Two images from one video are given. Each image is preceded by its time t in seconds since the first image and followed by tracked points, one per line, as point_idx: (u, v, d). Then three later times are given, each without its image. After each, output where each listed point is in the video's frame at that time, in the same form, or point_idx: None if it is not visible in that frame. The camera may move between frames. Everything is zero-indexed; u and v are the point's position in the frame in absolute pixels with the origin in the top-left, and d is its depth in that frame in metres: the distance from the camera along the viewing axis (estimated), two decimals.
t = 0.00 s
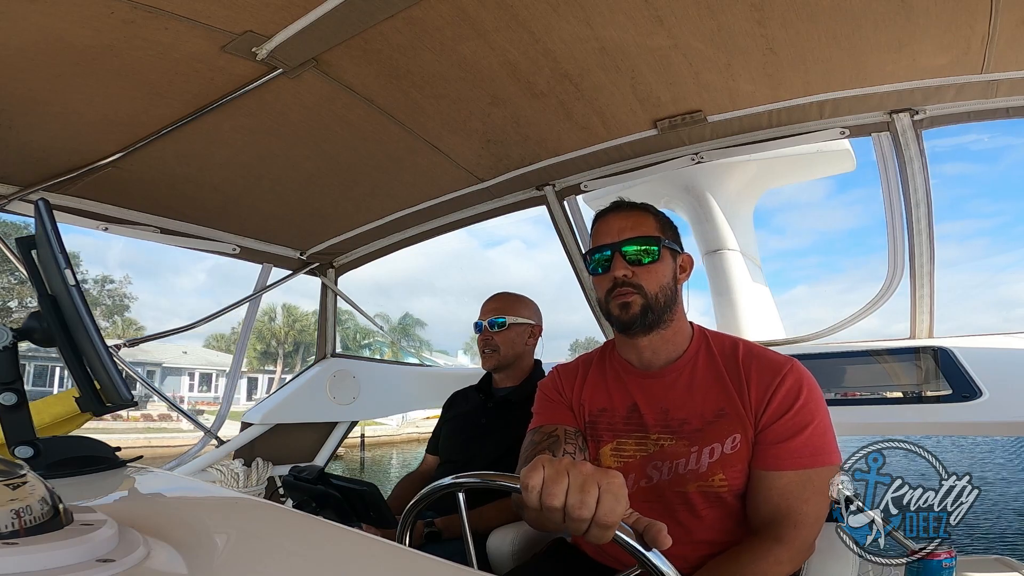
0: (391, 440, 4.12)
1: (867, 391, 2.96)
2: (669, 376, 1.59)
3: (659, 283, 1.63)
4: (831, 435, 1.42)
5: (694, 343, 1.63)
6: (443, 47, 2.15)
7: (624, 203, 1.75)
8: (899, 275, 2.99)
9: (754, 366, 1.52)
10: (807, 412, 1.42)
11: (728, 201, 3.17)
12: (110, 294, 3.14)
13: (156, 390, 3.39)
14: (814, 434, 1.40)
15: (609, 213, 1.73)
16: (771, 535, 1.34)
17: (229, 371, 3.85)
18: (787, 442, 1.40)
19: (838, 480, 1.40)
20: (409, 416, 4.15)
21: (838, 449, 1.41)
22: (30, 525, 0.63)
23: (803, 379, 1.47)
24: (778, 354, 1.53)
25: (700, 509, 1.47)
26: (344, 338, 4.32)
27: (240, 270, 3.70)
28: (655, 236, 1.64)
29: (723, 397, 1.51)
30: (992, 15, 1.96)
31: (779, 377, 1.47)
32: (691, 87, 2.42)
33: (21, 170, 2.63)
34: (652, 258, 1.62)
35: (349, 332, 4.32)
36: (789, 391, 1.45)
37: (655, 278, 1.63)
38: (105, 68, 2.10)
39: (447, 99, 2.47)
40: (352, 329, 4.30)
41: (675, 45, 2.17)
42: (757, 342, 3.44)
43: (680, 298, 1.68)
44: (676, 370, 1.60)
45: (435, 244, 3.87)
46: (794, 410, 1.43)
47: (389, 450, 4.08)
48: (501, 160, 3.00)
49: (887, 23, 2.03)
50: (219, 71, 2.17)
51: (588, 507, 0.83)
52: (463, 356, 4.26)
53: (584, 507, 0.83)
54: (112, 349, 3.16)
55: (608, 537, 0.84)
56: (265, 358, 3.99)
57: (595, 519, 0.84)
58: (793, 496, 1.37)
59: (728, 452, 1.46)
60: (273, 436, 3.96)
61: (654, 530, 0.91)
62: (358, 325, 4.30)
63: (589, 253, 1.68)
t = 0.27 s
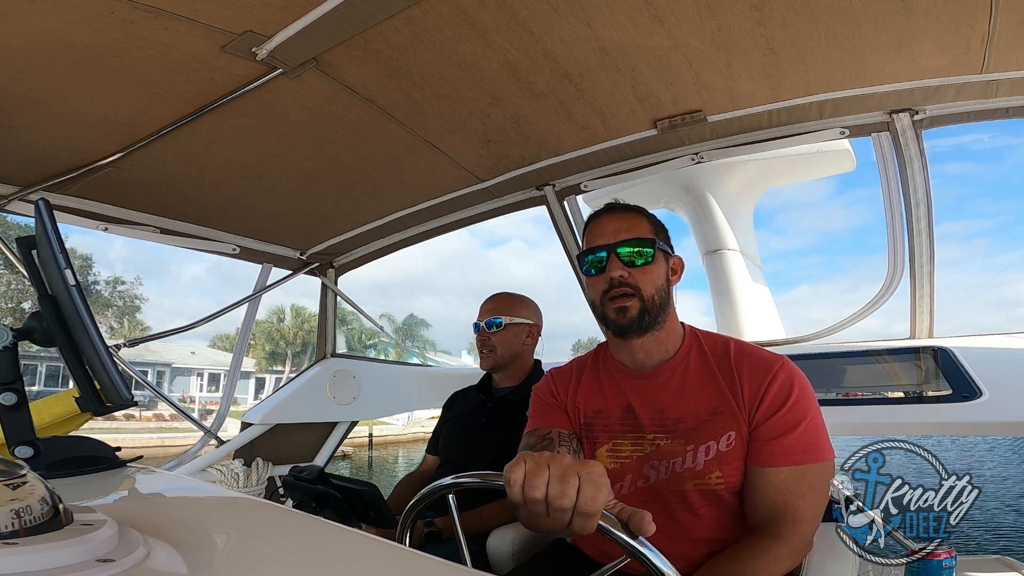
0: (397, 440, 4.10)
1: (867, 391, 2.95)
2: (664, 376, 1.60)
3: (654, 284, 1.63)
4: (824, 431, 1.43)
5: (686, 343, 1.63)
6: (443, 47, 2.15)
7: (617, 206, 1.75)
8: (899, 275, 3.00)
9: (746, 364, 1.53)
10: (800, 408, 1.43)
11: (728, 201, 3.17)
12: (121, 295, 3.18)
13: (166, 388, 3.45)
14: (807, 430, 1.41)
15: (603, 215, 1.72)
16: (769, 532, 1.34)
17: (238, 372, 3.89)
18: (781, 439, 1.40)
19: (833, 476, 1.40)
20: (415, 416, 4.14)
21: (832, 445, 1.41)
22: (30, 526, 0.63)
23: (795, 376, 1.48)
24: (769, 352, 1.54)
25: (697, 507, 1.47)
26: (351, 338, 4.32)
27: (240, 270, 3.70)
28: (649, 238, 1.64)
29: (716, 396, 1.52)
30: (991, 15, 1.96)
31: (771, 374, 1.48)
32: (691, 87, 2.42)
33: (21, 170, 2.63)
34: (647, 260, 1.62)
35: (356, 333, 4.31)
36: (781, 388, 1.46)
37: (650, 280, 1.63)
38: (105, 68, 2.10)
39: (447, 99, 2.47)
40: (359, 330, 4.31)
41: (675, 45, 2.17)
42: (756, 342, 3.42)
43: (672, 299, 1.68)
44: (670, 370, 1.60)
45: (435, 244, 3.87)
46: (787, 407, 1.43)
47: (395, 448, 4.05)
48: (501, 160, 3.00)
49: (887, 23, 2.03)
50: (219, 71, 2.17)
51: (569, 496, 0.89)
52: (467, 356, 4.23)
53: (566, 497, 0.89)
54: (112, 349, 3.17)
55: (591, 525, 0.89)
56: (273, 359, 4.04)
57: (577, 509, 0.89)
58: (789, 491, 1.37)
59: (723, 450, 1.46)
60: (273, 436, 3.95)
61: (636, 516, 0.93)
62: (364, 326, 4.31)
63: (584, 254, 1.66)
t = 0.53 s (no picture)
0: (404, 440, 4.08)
1: (867, 391, 2.96)
2: (656, 376, 1.60)
3: (644, 287, 1.62)
4: (816, 428, 1.42)
5: (677, 343, 1.63)
6: (443, 47, 2.15)
7: (606, 209, 1.74)
8: (899, 275, 3.00)
9: (737, 362, 1.53)
10: (791, 405, 1.43)
11: (728, 201, 3.17)
12: (132, 296, 3.22)
13: (175, 389, 3.50)
14: (799, 426, 1.41)
15: (592, 219, 1.72)
16: (764, 530, 1.34)
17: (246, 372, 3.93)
18: (773, 436, 1.40)
19: (827, 472, 1.40)
20: (422, 416, 4.14)
21: (824, 441, 1.41)
22: (30, 526, 0.63)
23: (785, 373, 1.48)
24: (759, 350, 1.54)
25: (692, 506, 1.47)
26: (357, 338, 4.31)
27: (240, 270, 3.70)
28: (637, 241, 1.63)
29: (708, 395, 1.52)
30: (991, 15, 1.96)
31: (761, 372, 1.48)
32: (691, 87, 2.42)
33: (21, 170, 2.63)
34: (636, 263, 1.61)
35: (364, 334, 4.31)
36: (771, 385, 1.46)
37: (639, 283, 1.62)
38: (105, 68, 2.10)
39: (448, 99, 2.47)
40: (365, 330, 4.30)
41: (675, 45, 2.17)
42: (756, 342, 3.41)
43: (663, 300, 1.68)
44: (662, 370, 1.60)
45: (435, 244, 3.87)
46: (777, 404, 1.43)
47: (401, 447, 4.03)
48: (501, 160, 3.00)
49: (887, 23, 2.03)
50: (219, 71, 2.17)
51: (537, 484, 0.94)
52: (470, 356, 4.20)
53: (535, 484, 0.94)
54: (112, 349, 3.17)
55: (564, 510, 0.93)
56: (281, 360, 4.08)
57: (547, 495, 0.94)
58: (782, 489, 1.37)
59: (715, 448, 1.46)
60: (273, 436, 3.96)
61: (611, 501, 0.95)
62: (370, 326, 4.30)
63: (574, 258, 1.66)
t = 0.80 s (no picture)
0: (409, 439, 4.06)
1: (867, 390, 2.96)
2: (653, 375, 1.60)
3: (640, 285, 1.62)
4: (813, 428, 1.42)
5: (675, 342, 1.63)
6: (443, 47, 2.15)
7: (606, 208, 1.74)
8: (898, 274, 3.00)
9: (734, 362, 1.53)
10: (787, 405, 1.43)
11: (728, 201, 3.17)
12: (143, 297, 3.27)
13: (184, 390, 3.54)
14: (795, 426, 1.41)
15: (592, 218, 1.72)
16: (760, 529, 1.34)
17: (254, 372, 3.96)
18: (769, 435, 1.40)
19: (823, 472, 1.40)
20: (428, 415, 4.15)
21: (820, 442, 1.41)
22: (29, 526, 0.63)
23: (782, 373, 1.48)
24: (757, 350, 1.54)
25: (688, 504, 1.47)
26: (362, 338, 4.31)
27: (240, 270, 3.70)
28: (635, 240, 1.63)
29: (705, 394, 1.52)
30: (991, 15, 1.96)
31: (758, 372, 1.48)
32: (691, 87, 2.42)
33: (21, 170, 2.63)
34: (633, 261, 1.61)
35: (370, 335, 4.31)
36: (768, 384, 1.46)
37: (635, 281, 1.62)
38: (105, 68, 2.10)
39: (448, 99, 2.47)
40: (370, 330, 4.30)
41: (675, 45, 2.17)
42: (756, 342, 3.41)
43: (661, 299, 1.67)
44: (659, 368, 1.60)
45: (435, 244, 3.87)
46: (773, 403, 1.43)
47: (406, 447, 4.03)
48: (501, 160, 3.00)
49: (887, 23, 2.03)
50: (219, 71, 2.17)
51: (496, 472, 1.01)
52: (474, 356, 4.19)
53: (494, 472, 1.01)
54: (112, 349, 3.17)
55: (524, 494, 0.99)
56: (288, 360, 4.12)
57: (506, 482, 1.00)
58: (779, 488, 1.36)
59: (712, 447, 1.46)
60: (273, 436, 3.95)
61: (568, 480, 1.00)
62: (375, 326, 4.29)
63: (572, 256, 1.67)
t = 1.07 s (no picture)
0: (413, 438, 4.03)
1: (867, 390, 2.96)
2: (660, 372, 1.60)
3: (651, 281, 1.63)
4: (819, 429, 1.42)
5: (683, 341, 1.64)
6: (443, 47, 2.15)
7: (622, 205, 1.75)
8: (898, 274, 3.00)
9: (742, 361, 1.54)
10: (794, 405, 1.43)
11: (728, 201, 3.17)
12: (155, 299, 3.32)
13: (194, 391, 3.61)
14: (801, 426, 1.40)
15: (608, 214, 1.73)
16: (762, 527, 1.34)
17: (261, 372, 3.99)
18: (774, 434, 1.40)
19: (828, 473, 1.40)
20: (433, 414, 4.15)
21: (825, 443, 1.41)
22: (30, 526, 0.63)
23: (789, 374, 1.48)
24: (764, 351, 1.54)
25: (692, 502, 1.47)
26: (366, 339, 4.31)
27: (240, 270, 3.70)
28: (648, 236, 1.64)
29: (711, 392, 1.52)
30: (991, 15, 1.96)
31: (765, 371, 1.48)
32: (691, 87, 2.42)
33: (21, 170, 2.63)
34: (645, 257, 1.62)
35: (374, 335, 4.30)
36: (775, 384, 1.46)
37: (647, 277, 1.63)
38: (105, 68, 2.10)
39: (447, 99, 2.47)
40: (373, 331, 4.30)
41: (675, 45, 2.17)
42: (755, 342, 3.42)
43: (672, 297, 1.68)
44: (666, 365, 1.60)
45: (435, 244, 3.87)
46: (780, 403, 1.43)
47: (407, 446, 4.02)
48: (501, 160, 3.00)
49: (887, 23, 2.03)
50: (219, 71, 2.17)
51: (453, 471, 1.07)
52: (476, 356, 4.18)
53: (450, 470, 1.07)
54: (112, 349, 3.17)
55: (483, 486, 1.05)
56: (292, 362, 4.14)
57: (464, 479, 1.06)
58: (783, 487, 1.36)
59: (717, 445, 1.47)
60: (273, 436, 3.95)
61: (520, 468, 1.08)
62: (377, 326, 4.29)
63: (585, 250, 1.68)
